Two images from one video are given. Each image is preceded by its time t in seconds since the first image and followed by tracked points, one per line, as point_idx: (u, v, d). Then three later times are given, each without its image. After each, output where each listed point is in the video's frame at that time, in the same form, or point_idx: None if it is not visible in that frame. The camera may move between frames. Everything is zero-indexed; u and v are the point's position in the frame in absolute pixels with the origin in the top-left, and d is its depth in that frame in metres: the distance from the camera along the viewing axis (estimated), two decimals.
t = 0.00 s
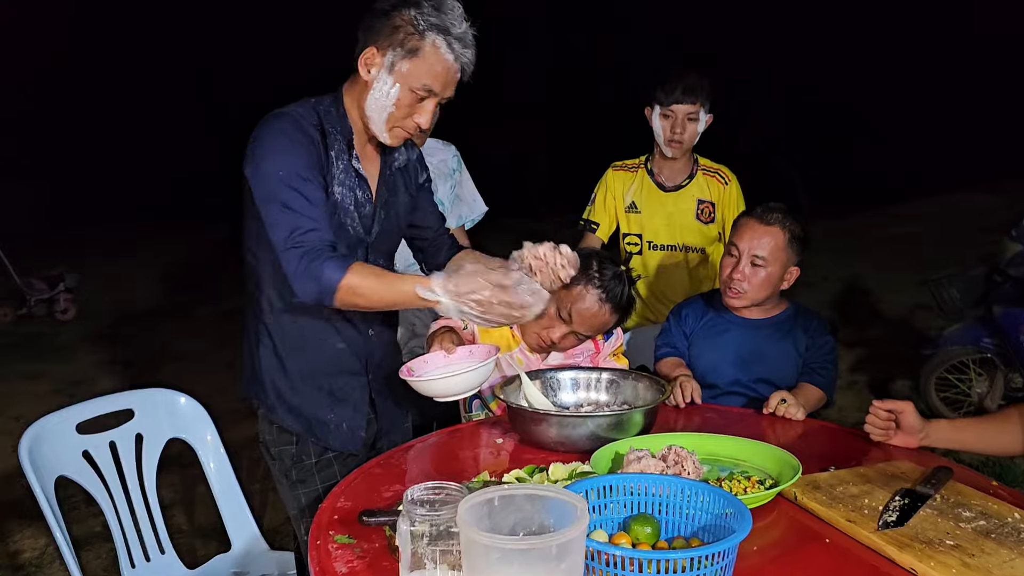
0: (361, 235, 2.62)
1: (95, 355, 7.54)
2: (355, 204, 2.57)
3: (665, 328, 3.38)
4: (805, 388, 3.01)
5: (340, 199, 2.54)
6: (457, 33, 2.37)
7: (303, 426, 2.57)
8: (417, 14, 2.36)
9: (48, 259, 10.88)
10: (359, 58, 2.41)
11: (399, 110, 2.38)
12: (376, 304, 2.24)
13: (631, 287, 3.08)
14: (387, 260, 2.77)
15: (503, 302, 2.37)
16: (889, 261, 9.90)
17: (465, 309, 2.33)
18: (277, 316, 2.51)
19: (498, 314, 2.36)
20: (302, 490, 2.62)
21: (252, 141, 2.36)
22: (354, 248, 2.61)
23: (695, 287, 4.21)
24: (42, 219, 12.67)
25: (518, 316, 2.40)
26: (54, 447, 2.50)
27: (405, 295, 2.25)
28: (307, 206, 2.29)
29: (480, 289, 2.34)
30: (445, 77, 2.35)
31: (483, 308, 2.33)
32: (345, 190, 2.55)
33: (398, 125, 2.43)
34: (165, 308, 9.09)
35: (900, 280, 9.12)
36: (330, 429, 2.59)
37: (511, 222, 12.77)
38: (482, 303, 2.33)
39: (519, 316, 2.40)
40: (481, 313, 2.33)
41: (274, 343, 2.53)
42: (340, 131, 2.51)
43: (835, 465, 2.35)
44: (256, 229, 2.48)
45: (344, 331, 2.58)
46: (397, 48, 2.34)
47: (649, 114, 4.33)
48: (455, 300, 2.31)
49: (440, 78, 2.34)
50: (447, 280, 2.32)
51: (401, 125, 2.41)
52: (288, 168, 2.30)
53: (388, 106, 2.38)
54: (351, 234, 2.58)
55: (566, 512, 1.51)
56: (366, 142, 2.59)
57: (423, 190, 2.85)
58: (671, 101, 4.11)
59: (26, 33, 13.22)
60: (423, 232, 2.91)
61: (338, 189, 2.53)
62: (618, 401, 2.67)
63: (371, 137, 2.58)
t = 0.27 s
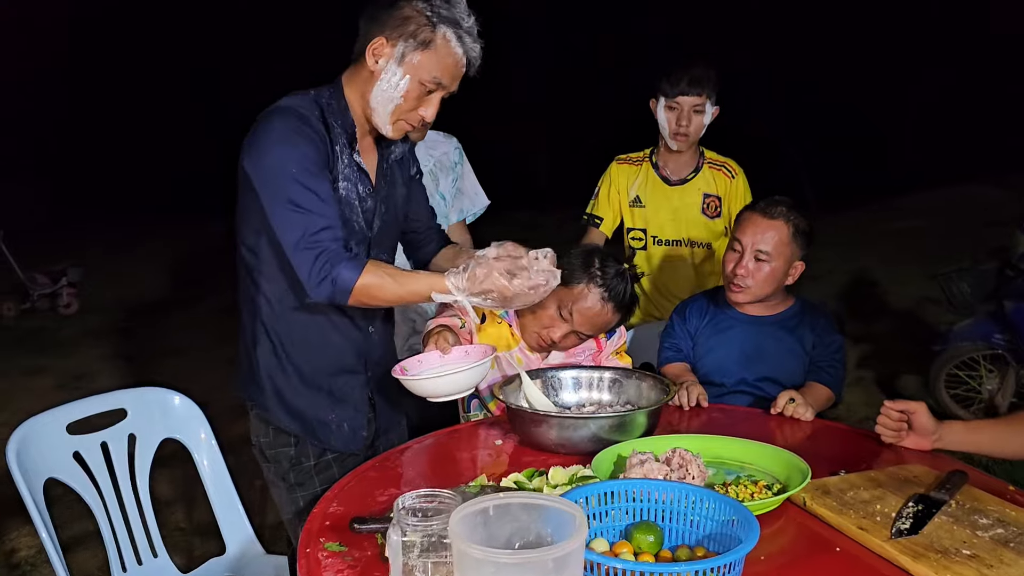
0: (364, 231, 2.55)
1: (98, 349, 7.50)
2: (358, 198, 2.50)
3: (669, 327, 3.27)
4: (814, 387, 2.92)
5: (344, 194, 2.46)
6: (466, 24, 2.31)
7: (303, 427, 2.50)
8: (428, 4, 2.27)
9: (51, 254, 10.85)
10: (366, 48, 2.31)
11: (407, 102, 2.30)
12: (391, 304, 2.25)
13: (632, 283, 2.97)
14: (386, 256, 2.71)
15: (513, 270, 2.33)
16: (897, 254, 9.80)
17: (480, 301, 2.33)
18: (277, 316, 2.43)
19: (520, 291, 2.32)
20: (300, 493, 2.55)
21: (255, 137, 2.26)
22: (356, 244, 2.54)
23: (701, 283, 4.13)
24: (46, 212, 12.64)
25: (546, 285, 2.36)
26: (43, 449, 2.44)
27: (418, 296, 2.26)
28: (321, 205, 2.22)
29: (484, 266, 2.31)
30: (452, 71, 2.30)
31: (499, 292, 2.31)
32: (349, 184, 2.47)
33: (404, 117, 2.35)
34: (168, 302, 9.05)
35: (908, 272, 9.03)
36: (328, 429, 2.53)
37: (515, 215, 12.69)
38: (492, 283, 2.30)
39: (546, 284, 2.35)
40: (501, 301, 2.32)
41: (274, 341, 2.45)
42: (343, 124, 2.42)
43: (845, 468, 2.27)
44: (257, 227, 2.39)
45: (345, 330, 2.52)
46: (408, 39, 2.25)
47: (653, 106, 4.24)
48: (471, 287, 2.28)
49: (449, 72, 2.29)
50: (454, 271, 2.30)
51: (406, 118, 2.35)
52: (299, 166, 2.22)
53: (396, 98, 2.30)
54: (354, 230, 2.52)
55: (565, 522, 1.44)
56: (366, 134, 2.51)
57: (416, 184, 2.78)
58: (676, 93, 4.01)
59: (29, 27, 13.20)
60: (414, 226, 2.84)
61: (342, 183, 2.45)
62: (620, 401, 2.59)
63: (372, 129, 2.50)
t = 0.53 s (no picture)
0: (352, 225, 2.47)
1: (93, 343, 7.43)
2: (347, 191, 2.42)
3: (666, 325, 3.18)
4: (816, 386, 2.84)
5: (332, 184, 2.38)
6: (469, 19, 2.27)
7: (286, 427, 2.43)
8: None
9: (49, 248, 10.77)
10: (370, 37, 2.23)
11: (410, 94, 2.22)
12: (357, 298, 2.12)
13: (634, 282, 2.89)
14: (377, 253, 2.63)
15: (473, 244, 2.12)
16: (901, 248, 9.70)
17: (449, 291, 2.14)
18: (260, 311, 2.35)
19: (483, 270, 2.10)
20: (283, 496, 2.49)
21: (238, 122, 2.18)
22: (343, 239, 2.45)
23: (701, 278, 4.04)
24: (45, 205, 12.54)
25: (511, 262, 2.12)
26: (20, 450, 2.35)
27: (382, 289, 2.12)
28: (298, 194, 2.13)
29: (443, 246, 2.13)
30: (455, 65, 2.24)
31: (460, 274, 2.10)
32: (338, 175, 2.39)
33: (404, 110, 2.26)
34: (166, 295, 8.98)
35: (911, 266, 8.94)
36: (313, 430, 2.45)
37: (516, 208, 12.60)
38: (450, 261, 2.10)
39: (511, 262, 2.12)
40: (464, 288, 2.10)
41: (260, 336, 2.37)
42: (334, 114, 2.34)
43: (849, 472, 2.19)
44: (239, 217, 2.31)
45: (332, 327, 2.44)
46: (415, 30, 2.18)
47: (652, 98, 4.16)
48: (432, 270, 2.10)
49: (453, 66, 2.24)
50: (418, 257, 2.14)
51: (406, 111, 2.25)
52: (279, 153, 2.13)
53: (400, 89, 2.20)
54: (342, 223, 2.43)
55: (553, 533, 1.36)
56: (359, 126, 2.43)
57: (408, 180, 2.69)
58: (675, 83, 3.93)
59: (28, 18, 13.10)
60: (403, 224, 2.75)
61: (330, 174, 2.37)
62: (617, 400, 2.50)
63: (366, 122, 2.42)
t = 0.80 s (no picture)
0: (341, 219, 2.40)
1: (90, 338, 7.36)
2: (336, 183, 2.36)
3: (665, 324, 3.12)
4: (822, 385, 2.77)
5: (320, 176, 2.32)
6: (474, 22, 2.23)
7: (271, 427, 2.37)
8: None
9: (47, 243, 10.68)
10: (374, 31, 2.18)
11: (410, 91, 2.16)
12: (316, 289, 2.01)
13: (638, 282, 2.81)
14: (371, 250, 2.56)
15: (430, 233, 2.08)
16: (905, 242, 9.61)
17: (410, 282, 2.08)
18: (244, 304, 2.29)
19: (438, 257, 2.06)
20: (270, 500, 2.43)
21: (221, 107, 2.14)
22: (331, 231, 2.39)
23: (702, 274, 3.97)
24: (44, 199, 12.43)
25: (467, 248, 2.08)
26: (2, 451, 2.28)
27: (342, 278, 2.02)
28: (267, 182, 2.06)
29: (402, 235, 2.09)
30: (457, 65, 2.20)
31: (417, 259, 2.05)
32: (327, 167, 2.33)
33: (402, 107, 2.20)
34: (165, 290, 8.91)
35: (915, 262, 8.85)
36: (299, 431, 2.39)
37: (517, 203, 12.49)
38: (406, 244, 2.05)
39: (467, 247, 2.08)
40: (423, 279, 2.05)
41: (245, 329, 2.32)
42: (325, 106, 2.30)
43: (856, 475, 2.12)
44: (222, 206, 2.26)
45: (320, 323, 2.37)
46: (420, 27, 2.13)
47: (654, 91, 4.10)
48: (390, 257, 2.04)
49: (455, 66, 2.20)
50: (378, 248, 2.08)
51: (402, 108, 2.20)
52: (252, 138, 2.07)
53: (400, 85, 2.14)
54: (329, 217, 2.37)
55: (548, 544, 1.30)
56: (353, 120, 2.37)
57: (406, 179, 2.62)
58: (677, 74, 3.88)
59: (26, 12, 12.99)
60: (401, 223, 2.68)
61: (318, 165, 2.31)
62: (617, 400, 2.44)
63: (360, 116, 2.36)
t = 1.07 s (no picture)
0: (337, 211, 2.33)
1: (86, 334, 7.29)
2: (332, 175, 2.29)
3: (672, 321, 3.05)
4: (832, 386, 2.71)
5: (316, 167, 2.26)
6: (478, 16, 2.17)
7: (262, 426, 2.31)
8: None
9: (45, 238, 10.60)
10: (375, 21, 2.12)
11: (410, 84, 2.09)
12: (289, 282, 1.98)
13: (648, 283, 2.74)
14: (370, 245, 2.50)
15: (409, 236, 2.00)
16: (908, 239, 9.54)
17: (385, 282, 2.01)
18: (235, 297, 2.23)
19: (416, 262, 1.98)
20: (263, 503, 2.38)
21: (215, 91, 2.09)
22: (326, 224, 2.32)
23: (707, 270, 3.90)
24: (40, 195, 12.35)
25: (447, 251, 2.00)
26: None
27: (316, 274, 1.98)
28: (250, 170, 2.02)
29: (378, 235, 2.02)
30: (459, 60, 2.13)
31: (395, 263, 1.97)
32: (324, 158, 2.26)
33: (402, 101, 2.14)
34: (163, 285, 8.84)
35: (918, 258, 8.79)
36: (291, 430, 2.33)
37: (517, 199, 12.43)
38: (382, 246, 1.97)
39: (447, 251, 2.00)
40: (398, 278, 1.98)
41: (238, 323, 2.25)
42: (323, 95, 2.23)
43: (870, 477, 2.06)
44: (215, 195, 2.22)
45: (314, 320, 2.30)
46: (423, 19, 2.07)
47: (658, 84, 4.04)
48: (365, 256, 1.97)
49: (457, 61, 2.13)
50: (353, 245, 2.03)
51: (401, 102, 2.13)
52: (240, 126, 2.03)
53: (401, 78, 2.08)
54: (324, 210, 2.30)
55: (557, 552, 1.24)
56: (352, 111, 2.30)
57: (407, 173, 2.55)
58: (681, 66, 3.82)
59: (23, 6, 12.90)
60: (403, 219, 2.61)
61: (315, 155, 2.25)
62: (621, 399, 2.38)
63: (360, 107, 2.29)
